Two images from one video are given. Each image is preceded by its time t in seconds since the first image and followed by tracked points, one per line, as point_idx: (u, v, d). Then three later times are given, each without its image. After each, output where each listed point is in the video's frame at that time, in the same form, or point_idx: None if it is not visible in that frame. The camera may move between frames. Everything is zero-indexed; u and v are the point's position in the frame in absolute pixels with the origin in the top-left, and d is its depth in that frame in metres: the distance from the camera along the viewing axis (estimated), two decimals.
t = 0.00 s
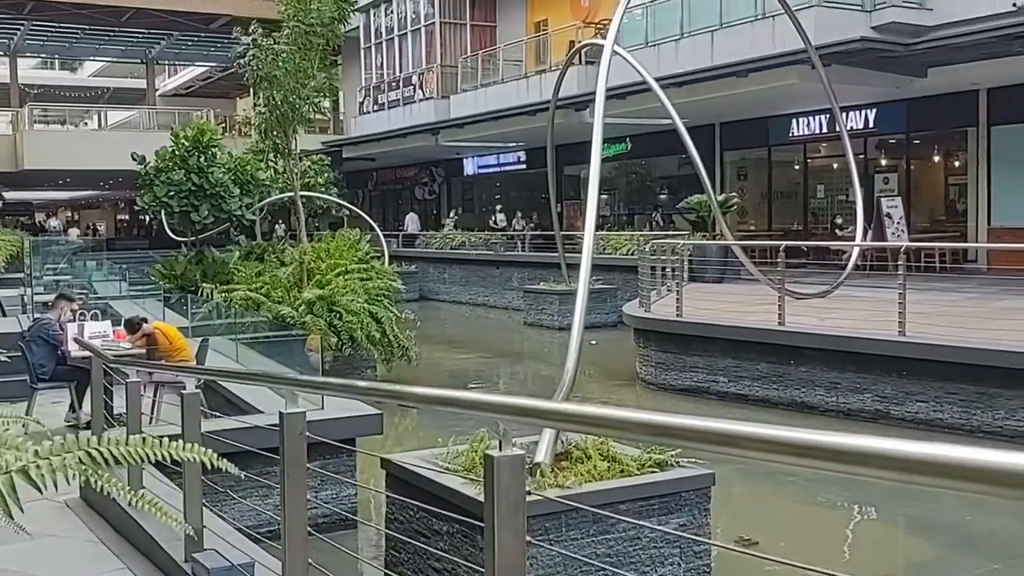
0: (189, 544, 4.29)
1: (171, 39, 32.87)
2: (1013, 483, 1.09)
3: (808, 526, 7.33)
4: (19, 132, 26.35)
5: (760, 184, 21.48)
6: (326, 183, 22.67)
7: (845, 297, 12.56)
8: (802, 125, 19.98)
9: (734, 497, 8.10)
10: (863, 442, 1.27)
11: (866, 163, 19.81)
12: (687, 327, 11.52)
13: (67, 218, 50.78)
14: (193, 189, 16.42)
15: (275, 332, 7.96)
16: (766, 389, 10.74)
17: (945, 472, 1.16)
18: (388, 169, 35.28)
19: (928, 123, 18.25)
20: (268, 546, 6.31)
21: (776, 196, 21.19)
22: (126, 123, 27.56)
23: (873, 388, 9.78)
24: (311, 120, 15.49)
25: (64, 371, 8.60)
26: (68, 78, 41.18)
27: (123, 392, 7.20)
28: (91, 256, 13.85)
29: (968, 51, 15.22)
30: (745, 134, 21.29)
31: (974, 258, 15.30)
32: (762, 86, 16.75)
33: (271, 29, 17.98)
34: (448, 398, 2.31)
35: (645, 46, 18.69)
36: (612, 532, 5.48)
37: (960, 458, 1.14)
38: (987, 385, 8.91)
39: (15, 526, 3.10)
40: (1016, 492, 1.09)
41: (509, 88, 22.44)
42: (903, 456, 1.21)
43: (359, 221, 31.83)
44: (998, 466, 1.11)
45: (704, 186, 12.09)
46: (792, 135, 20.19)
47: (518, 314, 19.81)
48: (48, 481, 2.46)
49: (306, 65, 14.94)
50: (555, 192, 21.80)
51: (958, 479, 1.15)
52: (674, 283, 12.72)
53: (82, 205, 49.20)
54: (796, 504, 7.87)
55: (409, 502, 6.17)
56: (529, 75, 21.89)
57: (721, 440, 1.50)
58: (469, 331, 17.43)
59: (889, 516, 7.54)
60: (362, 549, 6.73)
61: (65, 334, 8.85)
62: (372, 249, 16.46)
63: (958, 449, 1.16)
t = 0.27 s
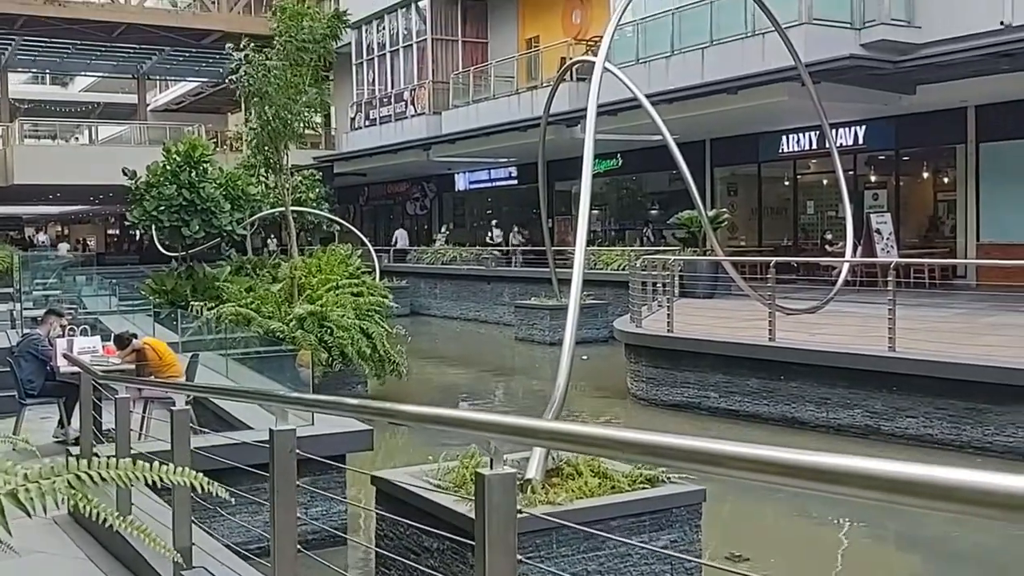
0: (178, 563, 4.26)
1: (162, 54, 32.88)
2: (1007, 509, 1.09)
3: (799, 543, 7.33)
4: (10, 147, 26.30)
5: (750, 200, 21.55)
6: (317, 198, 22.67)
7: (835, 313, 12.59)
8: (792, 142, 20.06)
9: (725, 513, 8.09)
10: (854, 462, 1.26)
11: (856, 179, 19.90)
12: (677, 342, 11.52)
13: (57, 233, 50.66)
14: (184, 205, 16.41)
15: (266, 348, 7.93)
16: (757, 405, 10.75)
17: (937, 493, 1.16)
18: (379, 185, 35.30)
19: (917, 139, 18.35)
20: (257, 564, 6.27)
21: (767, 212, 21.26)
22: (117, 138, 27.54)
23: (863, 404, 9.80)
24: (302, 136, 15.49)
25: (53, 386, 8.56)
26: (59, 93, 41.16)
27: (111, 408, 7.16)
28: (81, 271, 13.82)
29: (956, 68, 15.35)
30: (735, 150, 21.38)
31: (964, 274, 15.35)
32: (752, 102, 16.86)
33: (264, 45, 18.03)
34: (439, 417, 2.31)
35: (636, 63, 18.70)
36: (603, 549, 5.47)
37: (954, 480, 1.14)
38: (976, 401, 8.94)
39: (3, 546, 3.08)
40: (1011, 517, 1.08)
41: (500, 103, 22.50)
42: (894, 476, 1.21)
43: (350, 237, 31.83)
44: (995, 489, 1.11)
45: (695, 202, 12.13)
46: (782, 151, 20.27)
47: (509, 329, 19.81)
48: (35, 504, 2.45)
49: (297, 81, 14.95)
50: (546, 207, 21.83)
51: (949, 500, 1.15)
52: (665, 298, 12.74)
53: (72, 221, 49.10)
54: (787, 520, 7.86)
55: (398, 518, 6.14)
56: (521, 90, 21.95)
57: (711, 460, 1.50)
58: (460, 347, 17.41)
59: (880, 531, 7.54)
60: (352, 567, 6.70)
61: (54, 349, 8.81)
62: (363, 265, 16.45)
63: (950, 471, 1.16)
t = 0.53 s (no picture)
0: None
1: (152, 69, 32.86)
2: (1006, 532, 1.07)
3: (790, 560, 7.31)
4: None
5: (740, 216, 21.62)
6: (307, 214, 22.65)
7: (824, 329, 12.63)
8: (781, 158, 20.14)
9: (716, 530, 8.07)
10: (848, 483, 1.25)
11: (845, 196, 20.00)
12: (667, 358, 11.51)
13: (45, 248, 50.49)
14: (173, 220, 16.40)
15: (255, 363, 7.88)
16: (747, 421, 10.76)
17: (932, 517, 1.15)
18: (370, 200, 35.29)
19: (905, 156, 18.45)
20: None
21: (756, 228, 21.32)
22: (106, 153, 27.49)
23: (853, 420, 9.81)
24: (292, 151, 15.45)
25: (40, 403, 8.50)
26: (48, 108, 41.10)
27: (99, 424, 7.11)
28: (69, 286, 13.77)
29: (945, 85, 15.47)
30: (724, 167, 21.46)
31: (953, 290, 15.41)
32: (742, 118, 16.94)
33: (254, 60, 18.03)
34: (430, 435, 2.30)
35: (626, 79, 18.74)
36: (593, 566, 5.45)
37: (949, 502, 1.13)
38: (966, 417, 8.96)
39: None
40: (1008, 540, 1.07)
41: (490, 119, 22.54)
42: (888, 499, 1.20)
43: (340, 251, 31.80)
44: (992, 512, 1.09)
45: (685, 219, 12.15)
46: (772, 168, 20.34)
47: (499, 344, 19.79)
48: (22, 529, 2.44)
49: (287, 96, 14.92)
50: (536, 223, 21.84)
51: (944, 524, 1.13)
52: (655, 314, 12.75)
53: (60, 236, 48.95)
54: (778, 537, 7.84)
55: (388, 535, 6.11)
56: (511, 106, 22.00)
57: (705, 481, 1.48)
58: (450, 362, 17.38)
59: (871, 548, 7.53)
60: None
61: (41, 365, 8.71)
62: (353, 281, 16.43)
63: (947, 494, 1.15)
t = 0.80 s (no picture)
0: None
1: (141, 84, 32.84)
2: (986, 553, 1.05)
3: None
4: None
5: (729, 233, 21.67)
6: (296, 229, 22.62)
7: (813, 346, 12.65)
8: (770, 174, 20.21)
9: (706, 548, 8.05)
10: (828, 504, 1.23)
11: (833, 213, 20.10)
12: (657, 375, 11.49)
13: (32, 264, 50.27)
14: (161, 236, 16.38)
15: (242, 380, 7.82)
16: (737, 438, 10.74)
17: (915, 536, 1.13)
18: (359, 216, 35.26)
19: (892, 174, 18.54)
20: None
21: (745, 244, 21.38)
22: (94, 168, 27.43)
23: (842, 437, 9.82)
24: (281, 168, 15.40)
25: (26, 420, 8.42)
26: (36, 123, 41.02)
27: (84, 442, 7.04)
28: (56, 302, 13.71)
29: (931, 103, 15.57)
30: (713, 184, 21.55)
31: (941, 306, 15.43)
32: (731, 135, 16.99)
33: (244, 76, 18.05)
34: (417, 454, 2.28)
35: (615, 96, 18.78)
36: None
37: (929, 522, 1.11)
38: (955, 434, 8.98)
39: None
40: (989, 562, 1.05)
41: (480, 135, 22.57)
42: (868, 519, 1.17)
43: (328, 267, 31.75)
44: (969, 531, 1.07)
45: (674, 235, 12.17)
46: (760, 184, 20.40)
47: (489, 361, 19.75)
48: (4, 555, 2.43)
49: (276, 112, 14.88)
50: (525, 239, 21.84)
51: (926, 543, 1.11)
52: (645, 330, 12.75)
53: (47, 251, 48.76)
54: (768, 555, 7.82)
55: (376, 556, 6.07)
56: (500, 122, 22.04)
57: (687, 500, 1.47)
58: (440, 379, 17.34)
59: (860, 565, 7.51)
60: None
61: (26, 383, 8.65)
62: (342, 297, 16.39)
63: (926, 514, 1.13)
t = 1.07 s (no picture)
0: None
1: (128, 100, 32.80)
2: None
3: None
4: None
5: (716, 249, 21.72)
6: (284, 245, 22.58)
7: (801, 362, 12.67)
8: (757, 191, 20.28)
9: (695, 565, 8.02)
10: (813, 528, 1.22)
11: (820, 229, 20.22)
12: (645, 392, 11.48)
13: (18, 279, 50.04)
14: (149, 251, 16.38)
15: (229, 398, 7.77)
16: (725, 455, 10.74)
17: (903, 560, 1.11)
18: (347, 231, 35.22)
19: (879, 191, 18.65)
20: None
21: (732, 260, 21.43)
22: (80, 183, 27.34)
23: (831, 454, 9.82)
24: (269, 184, 15.39)
25: (9, 438, 8.35)
26: (22, 138, 40.90)
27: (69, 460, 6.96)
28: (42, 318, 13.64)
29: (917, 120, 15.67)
30: (700, 200, 21.62)
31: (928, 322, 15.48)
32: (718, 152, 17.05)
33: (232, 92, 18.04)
34: (403, 475, 2.26)
35: (603, 112, 18.82)
36: None
37: (914, 546, 1.10)
38: (943, 451, 9.00)
39: None
40: None
41: (468, 151, 22.59)
42: (857, 543, 1.16)
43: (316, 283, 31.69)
44: (958, 556, 1.06)
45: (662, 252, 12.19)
46: (748, 201, 20.46)
47: (477, 377, 19.72)
48: None
49: (265, 128, 14.88)
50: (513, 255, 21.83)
51: (916, 568, 1.10)
52: (633, 347, 12.75)
53: (33, 267, 48.54)
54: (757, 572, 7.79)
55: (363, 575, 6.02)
56: (489, 138, 22.07)
57: (672, 523, 1.45)
58: (428, 395, 17.29)
59: None
60: None
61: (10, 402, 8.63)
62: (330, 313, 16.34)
63: (914, 539, 1.12)
